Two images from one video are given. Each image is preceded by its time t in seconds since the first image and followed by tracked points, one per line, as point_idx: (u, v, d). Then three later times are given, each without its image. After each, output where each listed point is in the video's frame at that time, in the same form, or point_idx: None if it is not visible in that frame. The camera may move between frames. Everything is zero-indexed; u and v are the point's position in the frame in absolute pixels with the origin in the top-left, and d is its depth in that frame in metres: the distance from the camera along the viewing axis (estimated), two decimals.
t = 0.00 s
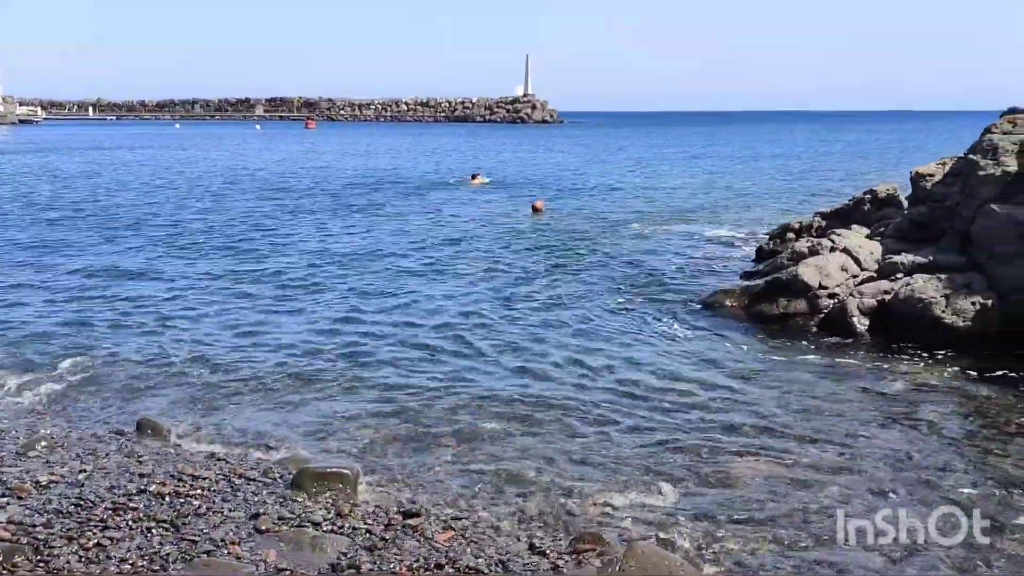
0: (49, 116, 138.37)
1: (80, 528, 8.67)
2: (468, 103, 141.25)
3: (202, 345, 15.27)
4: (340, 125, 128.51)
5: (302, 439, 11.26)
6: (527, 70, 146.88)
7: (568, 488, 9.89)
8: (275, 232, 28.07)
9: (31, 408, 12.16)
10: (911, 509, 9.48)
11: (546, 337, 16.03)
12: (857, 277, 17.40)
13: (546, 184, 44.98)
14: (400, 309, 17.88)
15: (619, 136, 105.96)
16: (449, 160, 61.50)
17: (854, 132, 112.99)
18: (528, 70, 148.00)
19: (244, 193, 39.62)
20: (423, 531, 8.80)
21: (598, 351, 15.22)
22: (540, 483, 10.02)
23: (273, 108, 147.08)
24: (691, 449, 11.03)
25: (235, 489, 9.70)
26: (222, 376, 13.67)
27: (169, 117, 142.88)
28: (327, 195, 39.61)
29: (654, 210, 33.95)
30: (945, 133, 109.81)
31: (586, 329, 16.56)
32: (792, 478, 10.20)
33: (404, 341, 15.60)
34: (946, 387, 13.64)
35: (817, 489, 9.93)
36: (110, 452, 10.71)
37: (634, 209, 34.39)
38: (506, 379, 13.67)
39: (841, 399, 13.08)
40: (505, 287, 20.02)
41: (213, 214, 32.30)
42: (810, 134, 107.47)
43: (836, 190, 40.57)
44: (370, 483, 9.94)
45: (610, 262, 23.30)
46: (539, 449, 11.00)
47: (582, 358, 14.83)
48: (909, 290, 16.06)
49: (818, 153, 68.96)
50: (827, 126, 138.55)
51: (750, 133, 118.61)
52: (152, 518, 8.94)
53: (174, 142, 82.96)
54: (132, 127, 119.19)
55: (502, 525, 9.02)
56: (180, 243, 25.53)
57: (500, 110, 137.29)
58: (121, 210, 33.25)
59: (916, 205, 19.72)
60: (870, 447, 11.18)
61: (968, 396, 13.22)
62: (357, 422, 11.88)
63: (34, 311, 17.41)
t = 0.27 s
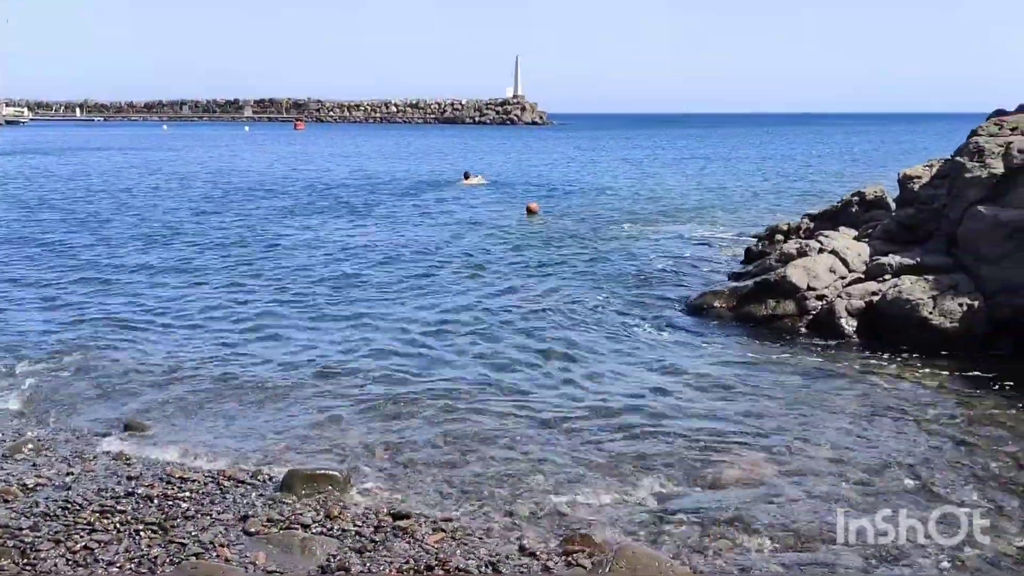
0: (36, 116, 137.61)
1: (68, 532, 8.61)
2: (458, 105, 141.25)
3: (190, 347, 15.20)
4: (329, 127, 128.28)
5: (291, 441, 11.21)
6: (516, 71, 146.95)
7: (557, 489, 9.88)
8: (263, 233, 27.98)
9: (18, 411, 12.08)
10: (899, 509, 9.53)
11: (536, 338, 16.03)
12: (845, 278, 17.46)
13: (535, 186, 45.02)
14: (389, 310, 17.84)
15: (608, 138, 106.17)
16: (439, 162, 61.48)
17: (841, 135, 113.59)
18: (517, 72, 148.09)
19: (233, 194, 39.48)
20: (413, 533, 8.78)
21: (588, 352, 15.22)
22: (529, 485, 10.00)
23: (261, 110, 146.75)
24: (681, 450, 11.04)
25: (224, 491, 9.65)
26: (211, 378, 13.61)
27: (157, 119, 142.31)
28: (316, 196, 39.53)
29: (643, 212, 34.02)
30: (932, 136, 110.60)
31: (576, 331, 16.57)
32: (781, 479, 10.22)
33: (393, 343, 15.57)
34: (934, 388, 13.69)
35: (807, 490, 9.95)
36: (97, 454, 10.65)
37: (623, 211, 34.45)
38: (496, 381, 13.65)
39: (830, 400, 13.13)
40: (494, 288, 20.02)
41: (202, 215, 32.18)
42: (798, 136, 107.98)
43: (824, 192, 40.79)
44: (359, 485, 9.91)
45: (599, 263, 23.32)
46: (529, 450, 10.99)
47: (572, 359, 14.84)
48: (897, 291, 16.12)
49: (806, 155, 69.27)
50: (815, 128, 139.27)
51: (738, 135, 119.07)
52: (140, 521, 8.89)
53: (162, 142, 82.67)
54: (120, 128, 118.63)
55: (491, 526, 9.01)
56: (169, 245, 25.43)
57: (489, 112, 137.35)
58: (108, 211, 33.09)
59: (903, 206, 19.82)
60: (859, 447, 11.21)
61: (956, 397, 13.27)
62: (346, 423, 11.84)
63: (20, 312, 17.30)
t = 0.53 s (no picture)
0: (29, 116, 137.23)
1: (61, 533, 8.58)
2: (452, 105, 141.26)
3: (185, 347, 15.16)
4: (323, 127, 128.17)
5: (286, 442, 11.19)
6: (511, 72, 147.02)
7: (552, 490, 9.88)
8: (258, 233, 27.94)
9: (11, 412, 12.04)
10: (894, 509, 9.54)
11: (531, 338, 16.03)
12: (839, 278, 17.49)
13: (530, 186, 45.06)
14: (384, 310, 17.83)
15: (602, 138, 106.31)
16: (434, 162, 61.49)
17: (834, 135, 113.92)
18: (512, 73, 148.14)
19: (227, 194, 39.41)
20: (407, 534, 8.76)
21: (583, 352, 15.22)
22: (525, 486, 9.99)
23: (255, 111, 146.54)
24: (676, 451, 11.05)
25: (218, 492, 9.62)
26: (205, 378, 13.57)
27: (151, 119, 142.04)
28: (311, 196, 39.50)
29: (638, 212, 34.06)
30: (928, 135, 110.95)
31: (571, 331, 16.57)
32: (776, 479, 10.23)
33: (389, 343, 15.56)
34: (927, 388, 13.73)
35: (802, 490, 9.96)
36: (91, 455, 10.61)
37: (618, 211, 34.48)
38: (491, 381, 13.63)
39: (825, 400, 13.15)
40: (489, 289, 20.02)
41: (196, 215, 32.10)
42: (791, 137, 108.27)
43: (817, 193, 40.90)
44: (353, 486, 9.88)
45: (595, 264, 23.34)
46: (524, 450, 10.98)
47: (567, 359, 14.84)
48: (891, 291, 16.15)
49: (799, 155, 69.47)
50: (810, 129, 139.47)
51: (732, 135, 119.33)
52: (134, 522, 8.86)
53: (156, 142, 82.54)
54: (114, 128, 118.36)
55: (486, 527, 9.00)
56: (163, 245, 25.37)
57: (484, 112, 137.38)
58: (102, 211, 33.01)
59: (897, 207, 19.86)
60: (853, 448, 11.23)
61: (950, 397, 13.30)
62: (341, 424, 11.82)
63: (14, 313, 17.24)
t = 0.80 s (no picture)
0: (26, 116, 137.05)
1: (58, 534, 8.55)
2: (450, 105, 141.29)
3: (182, 348, 15.13)
4: (321, 127, 128.14)
5: (283, 442, 11.18)
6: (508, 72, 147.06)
7: (550, 490, 9.87)
8: (255, 233, 27.92)
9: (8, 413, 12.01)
10: (892, 509, 9.54)
11: (529, 338, 16.03)
12: (837, 278, 17.50)
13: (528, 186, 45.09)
14: (382, 311, 17.82)
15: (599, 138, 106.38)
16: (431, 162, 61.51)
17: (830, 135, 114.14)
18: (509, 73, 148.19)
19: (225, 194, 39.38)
20: (405, 535, 8.75)
21: (581, 353, 15.22)
22: (522, 486, 9.98)
23: (253, 112, 146.38)
24: (674, 451, 11.04)
25: (215, 493, 9.60)
26: (203, 379, 13.56)
27: (148, 119, 141.93)
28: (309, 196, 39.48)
29: (636, 212, 34.09)
30: (927, 135, 111.06)
31: (569, 331, 16.57)
32: (774, 479, 10.22)
33: (387, 343, 15.55)
34: (925, 388, 13.74)
35: (800, 490, 9.96)
36: (88, 457, 10.59)
37: (615, 211, 34.51)
38: (489, 381, 13.63)
39: (822, 400, 13.16)
40: (487, 289, 20.02)
41: (193, 215, 32.08)
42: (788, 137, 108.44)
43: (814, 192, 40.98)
44: (351, 487, 9.87)
45: (592, 264, 23.35)
46: (522, 451, 10.98)
47: (565, 359, 14.84)
48: (888, 291, 16.16)
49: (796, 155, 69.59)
50: (809, 129, 139.52)
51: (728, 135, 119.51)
52: (132, 523, 8.84)
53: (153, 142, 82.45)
54: (111, 129, 118.23)
55: (485, 527, 8.99)
56: (161, 245, 25.34)
57: (481, 112, 137.42)
58: (99, 211, 32.96)
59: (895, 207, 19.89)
60: (851, 448, 11.24)
61: (947, 397, 13.32)
62: (339, 424, 11.81)
63: (11, 314, 17.21)
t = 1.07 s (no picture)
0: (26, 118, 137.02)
1: (58, 536, 8.54)
2: (450, 105, 141.29)
3: (182, 349, 15.12)
4: (321, 128, 128.13)
5: (283, 443, 11.17)
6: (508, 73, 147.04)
7: (550, 491, 9.85)
8: (255, 234, 27.92)
9: (8, 415, 11.99)
10: (894, 511, 9.48)
11: (529, 339, 16.01)
12: (837, 277, 17.48)
13: (528, 187, 45.09)
14: (382, 312, 17.79)
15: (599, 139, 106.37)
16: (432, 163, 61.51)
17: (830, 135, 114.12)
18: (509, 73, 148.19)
19: (225, 195, 39.38)
20: (404, 537, 8.73)
21: (581, 353, 15.22)
22: (522, 487, 9.97)
23: (253, 112, 146.33)
24: (673, 451, 11.03)
25: (215, 495, 9.59)
26: (203, 380, 13.54)
27: (148, 120, 141.98)
28: (309, 196, 39.46)
29: (636, 212, 34.07)
30: (928, 135, 110.88)
31: (569, 331, 16.55)
32: (775, 480, 10.21)
33: (387, 344, 15.55)
34: (925, 388, 13.73)
35: (800, 490, 9.95)
36: (89, 458, 10.58)
37: (615, 211, 34.50)
38: (489, 382, 13.61)
39: (823, 400, 13.14)
40: (488, 289, 20.01)
41: (193, 216, 32.06)
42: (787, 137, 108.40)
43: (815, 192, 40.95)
44: (350, 488, 9.87)
45: (592, 264, 23.34)
46: (522, 452, 10.96)
47: (565, 360, 14.83)
48: (888, 290, 16.14)
49: (797, 155, 69.56)
50: (809, 128, 139.45)
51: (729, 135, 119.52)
52: (131, 524, 8.82)
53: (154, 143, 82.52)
54: (110, 129, 118.23)
55: (484, 529, 8.96)
56: (161, 246, 25.32)
57: (481, 113, 137.46)
58: (100, 212, 32.95)
59: (895, 206, 19.87)
60: (852, 448, 11.21)
61: (948, 397, 13.30)
62: (339, 426, 11.80)
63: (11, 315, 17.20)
